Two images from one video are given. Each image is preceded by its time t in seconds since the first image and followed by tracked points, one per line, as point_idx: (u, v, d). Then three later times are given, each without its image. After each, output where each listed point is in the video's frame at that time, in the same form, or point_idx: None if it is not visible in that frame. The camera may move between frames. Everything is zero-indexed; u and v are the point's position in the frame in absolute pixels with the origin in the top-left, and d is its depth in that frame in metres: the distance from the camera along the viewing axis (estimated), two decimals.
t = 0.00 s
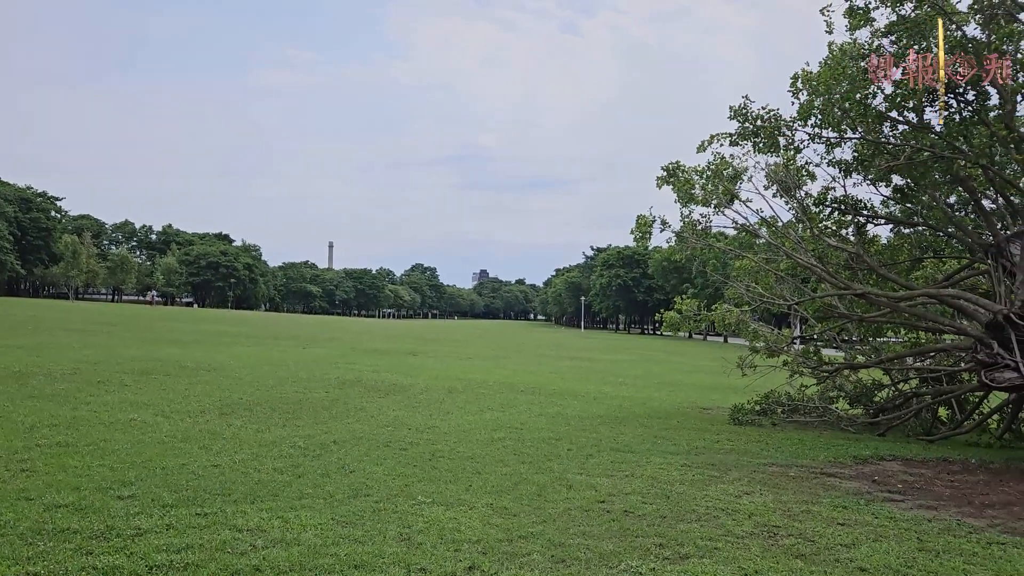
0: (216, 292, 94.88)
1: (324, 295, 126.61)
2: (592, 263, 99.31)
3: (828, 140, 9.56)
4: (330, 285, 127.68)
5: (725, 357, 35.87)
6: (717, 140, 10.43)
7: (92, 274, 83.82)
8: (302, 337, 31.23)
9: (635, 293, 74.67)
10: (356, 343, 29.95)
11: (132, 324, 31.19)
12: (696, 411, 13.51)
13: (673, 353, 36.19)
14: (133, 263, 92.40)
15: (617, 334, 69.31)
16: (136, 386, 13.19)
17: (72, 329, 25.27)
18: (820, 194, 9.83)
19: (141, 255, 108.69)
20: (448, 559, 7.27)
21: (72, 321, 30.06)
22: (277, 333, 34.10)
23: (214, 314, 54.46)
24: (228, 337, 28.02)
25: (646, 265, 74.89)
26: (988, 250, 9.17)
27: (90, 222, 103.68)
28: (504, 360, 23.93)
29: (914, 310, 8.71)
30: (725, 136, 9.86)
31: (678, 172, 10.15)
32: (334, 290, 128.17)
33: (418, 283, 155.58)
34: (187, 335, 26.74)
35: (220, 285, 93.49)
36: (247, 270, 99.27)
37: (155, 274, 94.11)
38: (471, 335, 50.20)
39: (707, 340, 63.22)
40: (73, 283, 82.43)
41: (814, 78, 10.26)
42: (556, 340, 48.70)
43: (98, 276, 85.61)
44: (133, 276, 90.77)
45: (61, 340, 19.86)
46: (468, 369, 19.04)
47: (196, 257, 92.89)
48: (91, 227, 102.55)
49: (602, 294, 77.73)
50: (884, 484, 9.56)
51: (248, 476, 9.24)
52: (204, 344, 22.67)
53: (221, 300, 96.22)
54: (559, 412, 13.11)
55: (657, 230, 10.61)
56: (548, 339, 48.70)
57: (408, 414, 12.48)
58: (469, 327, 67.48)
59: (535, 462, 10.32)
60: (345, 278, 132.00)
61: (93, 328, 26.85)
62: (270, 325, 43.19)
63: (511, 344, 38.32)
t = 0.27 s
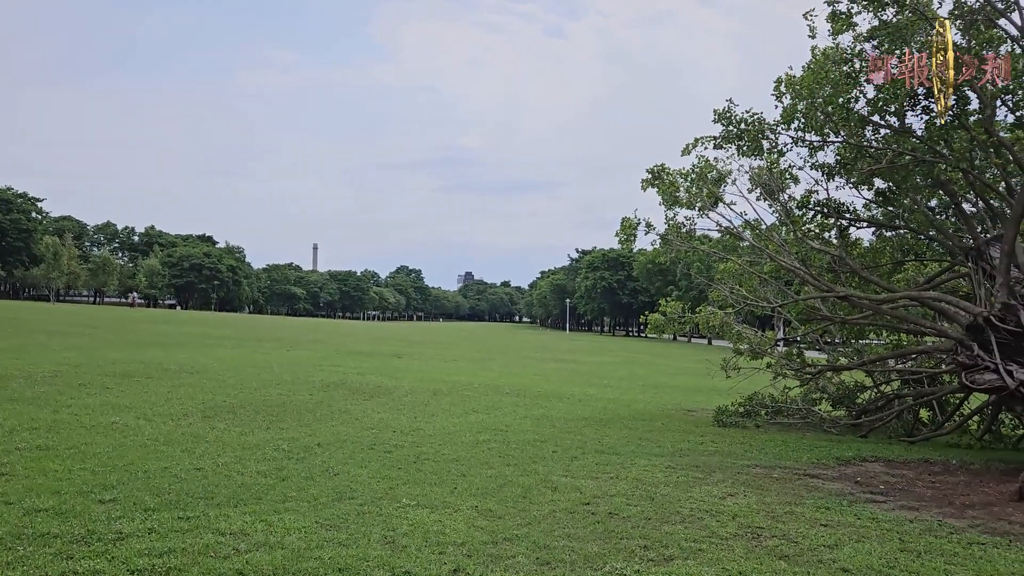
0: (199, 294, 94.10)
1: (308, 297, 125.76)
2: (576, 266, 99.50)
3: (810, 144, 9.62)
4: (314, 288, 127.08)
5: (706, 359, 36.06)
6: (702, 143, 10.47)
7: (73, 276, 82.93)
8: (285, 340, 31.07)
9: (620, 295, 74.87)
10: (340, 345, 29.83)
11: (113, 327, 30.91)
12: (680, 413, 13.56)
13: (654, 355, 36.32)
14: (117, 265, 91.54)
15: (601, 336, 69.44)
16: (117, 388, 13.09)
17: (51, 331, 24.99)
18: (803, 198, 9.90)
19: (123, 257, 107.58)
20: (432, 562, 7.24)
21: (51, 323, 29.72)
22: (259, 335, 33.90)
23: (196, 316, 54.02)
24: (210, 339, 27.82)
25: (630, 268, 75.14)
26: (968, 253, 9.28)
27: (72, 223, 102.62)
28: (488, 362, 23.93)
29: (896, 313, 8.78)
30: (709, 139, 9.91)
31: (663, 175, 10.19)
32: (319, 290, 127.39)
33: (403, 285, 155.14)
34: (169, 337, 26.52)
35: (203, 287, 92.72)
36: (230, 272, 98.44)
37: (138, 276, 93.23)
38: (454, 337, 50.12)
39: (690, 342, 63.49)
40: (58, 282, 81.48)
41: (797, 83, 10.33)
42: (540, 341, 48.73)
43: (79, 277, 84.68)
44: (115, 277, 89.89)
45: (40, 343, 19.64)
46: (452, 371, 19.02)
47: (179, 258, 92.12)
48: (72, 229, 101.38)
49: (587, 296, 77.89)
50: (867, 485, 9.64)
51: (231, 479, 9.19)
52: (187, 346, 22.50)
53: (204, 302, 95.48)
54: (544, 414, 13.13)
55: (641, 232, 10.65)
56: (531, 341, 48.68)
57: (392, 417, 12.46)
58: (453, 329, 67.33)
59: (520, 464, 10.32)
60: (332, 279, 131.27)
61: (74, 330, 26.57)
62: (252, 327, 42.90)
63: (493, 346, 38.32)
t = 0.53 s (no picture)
0: (183, 295, 93.38)
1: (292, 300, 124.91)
2: (562, 268, 99.66)
3: (794, 147, 9.69)
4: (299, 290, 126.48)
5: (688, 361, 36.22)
6: (686, 146, 10.53)
7: (55, 277, 82.09)
8: (269, 342, 30.92)
9: (605, 297, 75.04)
10: (324, 347, 29.70)
11: (94, 329, 30.65)
12: (665, 415, 13.61)
13: (636, 358, 36.44)
14: (99, 266, 90.62)
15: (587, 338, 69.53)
16: (99, 391, 12.99)
17: (31, 333, 24.73)
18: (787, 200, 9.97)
19: (106, 259, 106.54)
20: (416, 564, 7.22)
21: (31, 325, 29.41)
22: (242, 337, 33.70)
23: (178, 318, 53.62)
24: (193, 342, 27.66)
25: (616, 270, 75.35)
26: (950, 256, 9.39)
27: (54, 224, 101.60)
28: (472, 364, 23.93)
29: (878, 315, 8.85)
30: (693, 142, 9.96)
31: (647, 178, 10.24)
32: (304, 292, 126.68)
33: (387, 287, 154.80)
34: (151, 340, 26.32)
35: (187, 289, 92.00)
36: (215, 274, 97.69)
37: (121, 278, 92.37)
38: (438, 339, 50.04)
39: (675, 344, 63.75)
40: (38, 284, 80.11)
41: (781, 86, 10.41)
42: (524, 344, 48.74)
43: (61, 279, 83.78)
44: (96, 279, 89.04)
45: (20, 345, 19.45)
46: (437, 373, 19.01)
47: (162, 260, 91.43)
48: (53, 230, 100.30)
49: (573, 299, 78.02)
50: (849, 486, 9.70)
51: (214, 482, 9.14)
52: (170, 349, 22.36)
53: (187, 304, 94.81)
54: (529, 416, 13.14)
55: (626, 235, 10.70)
56: (514, 344, 48.66)
57: (377, 419, 12.43)
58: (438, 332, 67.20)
59: (505, 466, 10.32)
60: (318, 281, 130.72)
61: (55, 332, 26.33)
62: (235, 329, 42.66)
63: (476, 349, 38.31)
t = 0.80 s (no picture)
0: (166, 298, 92.63)
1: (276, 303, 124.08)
2: (547, 271, 99.76)
3: (778, 151, 9.75)
4: (285, 292, 125.80)
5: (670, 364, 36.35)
6: (671, 150, 10.56)
7: (36, 280, 81.19)
8: (253, 345, 30.77)
9: (590, 300, 75.18)
10: (309, 350, 29.58)
11: (75, 332, 30.38)
12: (650, 418, 13.65)
13: (618, 360, 36.54)
14: (81, 269, 89.71)
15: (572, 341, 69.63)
16: (80, 395, 12.88)
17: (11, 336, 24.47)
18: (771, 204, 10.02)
19: (88, 262, 105.49)
20: (400, 568, 7.19)
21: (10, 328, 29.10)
22: (225, 341, 33.50)
23: (161, 320, 53.20)
24: (176, 345, 27.46)
25: (601, 273, 75.54)
26: (931, 260, 9.47)
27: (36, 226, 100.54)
28: (457, 367, 23.90)
29: (861, 318, 8.92)
30: (678, 146, 9.99)
31: (632, 181, 10.27)
32: (290, 295, 125.95)
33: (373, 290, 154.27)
34: (132, 343, 26.11)
35: (170, 291, 91.24)
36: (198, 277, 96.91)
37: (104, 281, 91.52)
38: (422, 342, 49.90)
39: (660, 346, 63.96)
40: (22, 287, 79.16)
41: (764, 90, 10.46)
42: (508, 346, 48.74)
43: (42, 281, 82.86)
44: (78, 282, 88.15)
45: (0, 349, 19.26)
46: (422, 376, 18.99)
47: (145, 263, 90.72)
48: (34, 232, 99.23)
49: (558, 301, 78.09)
50: (832, 488, 9.76)
51: (197, 487, 9.08)
52: (154, 352, 22.20)
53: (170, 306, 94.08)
54: (514, 419, 13.14)
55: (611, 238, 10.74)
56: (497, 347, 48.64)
57: (361, 422, 12.40)
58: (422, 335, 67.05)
59: (490, 469, 10.31)
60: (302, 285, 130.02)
61: (36, 335, 26.07)
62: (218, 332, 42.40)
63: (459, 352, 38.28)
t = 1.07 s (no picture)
0: (149, 300, 91.82)
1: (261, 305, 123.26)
2: (532, 274, 99.78)
3: (761, 155, 9.81)
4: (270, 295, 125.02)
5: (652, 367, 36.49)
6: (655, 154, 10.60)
7: (16, 282, 80.27)
8: (235, 348, 30.58)
9: (576, 303, 75.28)
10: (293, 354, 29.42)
11: (55, 335, 30.04)
12: (635, 421, 13.69)
13: (600, 363, 36.63)
14: (62, 271, 88.76)
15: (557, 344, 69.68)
16: (61, 399, 12.77)
17: None
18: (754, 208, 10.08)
19: (71, 265, 104.44)
20: (383, 572, 7.16)
21: None
22: (207, 344, 33.24)
23: (143, 324, 52.71)
24: (158, 348, 27.23)
25: (587, 276, 75.69)
26: (913, 263, 9.56)
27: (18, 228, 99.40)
28: (441, 370, 23.86)
29: (843, 321, 8.99)
30: (663, 149, 10.03)
31: (617, 184, 10.30)
32: (274, 299, 125.08)
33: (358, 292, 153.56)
34: (113, 347, 25.88)
35: (153, 294, 90.46)
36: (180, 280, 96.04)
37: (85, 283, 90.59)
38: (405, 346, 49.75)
39: (645, 349, 64.16)
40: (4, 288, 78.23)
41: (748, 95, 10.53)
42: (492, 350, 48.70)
43: (23, 284, 81.90)
44: (59, 285, 87.21)
45: None
46: (406, 380, 18.94)
47: (128, 266, 89.95)
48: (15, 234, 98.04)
49: (544, 304, 78.12)
50: (816, 490, 9.81)
51: (179, 491, 9.02)
52: (136, 356, 22.00)
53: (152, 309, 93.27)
54: (499, 422, 13.14)
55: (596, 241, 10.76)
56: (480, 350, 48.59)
57: (345, 426, 12.36)
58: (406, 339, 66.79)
59: (475, 473, 10.30)
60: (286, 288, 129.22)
61: (16, 339, 25.78)
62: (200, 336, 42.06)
63: (440, 356, 38.19)
